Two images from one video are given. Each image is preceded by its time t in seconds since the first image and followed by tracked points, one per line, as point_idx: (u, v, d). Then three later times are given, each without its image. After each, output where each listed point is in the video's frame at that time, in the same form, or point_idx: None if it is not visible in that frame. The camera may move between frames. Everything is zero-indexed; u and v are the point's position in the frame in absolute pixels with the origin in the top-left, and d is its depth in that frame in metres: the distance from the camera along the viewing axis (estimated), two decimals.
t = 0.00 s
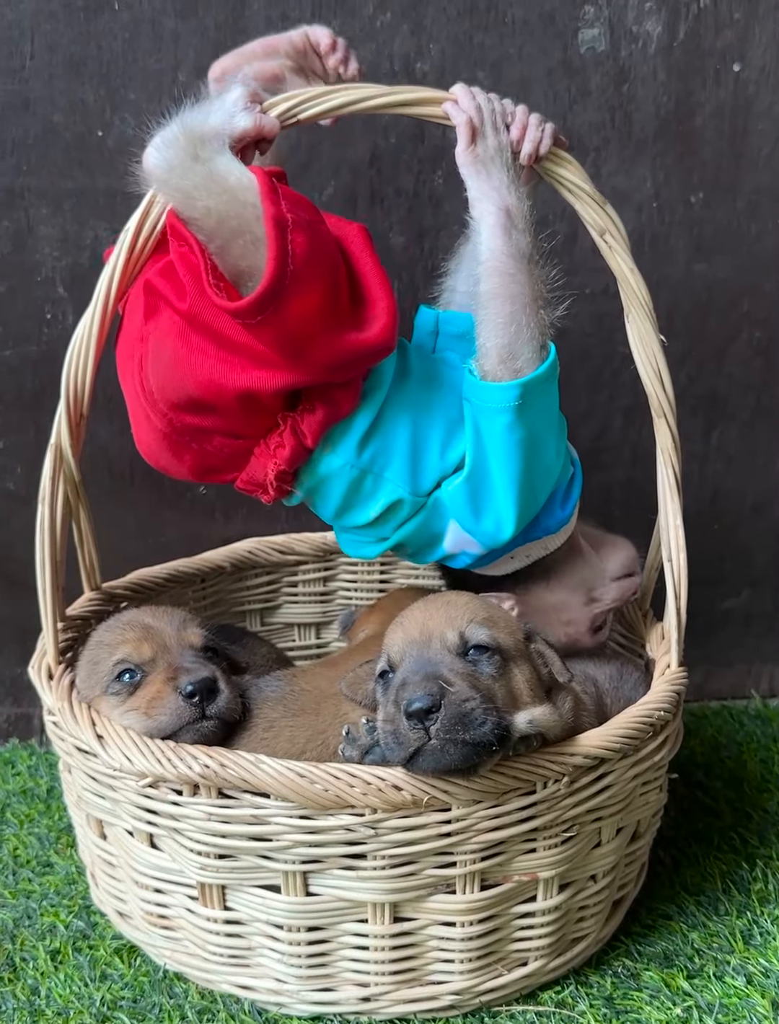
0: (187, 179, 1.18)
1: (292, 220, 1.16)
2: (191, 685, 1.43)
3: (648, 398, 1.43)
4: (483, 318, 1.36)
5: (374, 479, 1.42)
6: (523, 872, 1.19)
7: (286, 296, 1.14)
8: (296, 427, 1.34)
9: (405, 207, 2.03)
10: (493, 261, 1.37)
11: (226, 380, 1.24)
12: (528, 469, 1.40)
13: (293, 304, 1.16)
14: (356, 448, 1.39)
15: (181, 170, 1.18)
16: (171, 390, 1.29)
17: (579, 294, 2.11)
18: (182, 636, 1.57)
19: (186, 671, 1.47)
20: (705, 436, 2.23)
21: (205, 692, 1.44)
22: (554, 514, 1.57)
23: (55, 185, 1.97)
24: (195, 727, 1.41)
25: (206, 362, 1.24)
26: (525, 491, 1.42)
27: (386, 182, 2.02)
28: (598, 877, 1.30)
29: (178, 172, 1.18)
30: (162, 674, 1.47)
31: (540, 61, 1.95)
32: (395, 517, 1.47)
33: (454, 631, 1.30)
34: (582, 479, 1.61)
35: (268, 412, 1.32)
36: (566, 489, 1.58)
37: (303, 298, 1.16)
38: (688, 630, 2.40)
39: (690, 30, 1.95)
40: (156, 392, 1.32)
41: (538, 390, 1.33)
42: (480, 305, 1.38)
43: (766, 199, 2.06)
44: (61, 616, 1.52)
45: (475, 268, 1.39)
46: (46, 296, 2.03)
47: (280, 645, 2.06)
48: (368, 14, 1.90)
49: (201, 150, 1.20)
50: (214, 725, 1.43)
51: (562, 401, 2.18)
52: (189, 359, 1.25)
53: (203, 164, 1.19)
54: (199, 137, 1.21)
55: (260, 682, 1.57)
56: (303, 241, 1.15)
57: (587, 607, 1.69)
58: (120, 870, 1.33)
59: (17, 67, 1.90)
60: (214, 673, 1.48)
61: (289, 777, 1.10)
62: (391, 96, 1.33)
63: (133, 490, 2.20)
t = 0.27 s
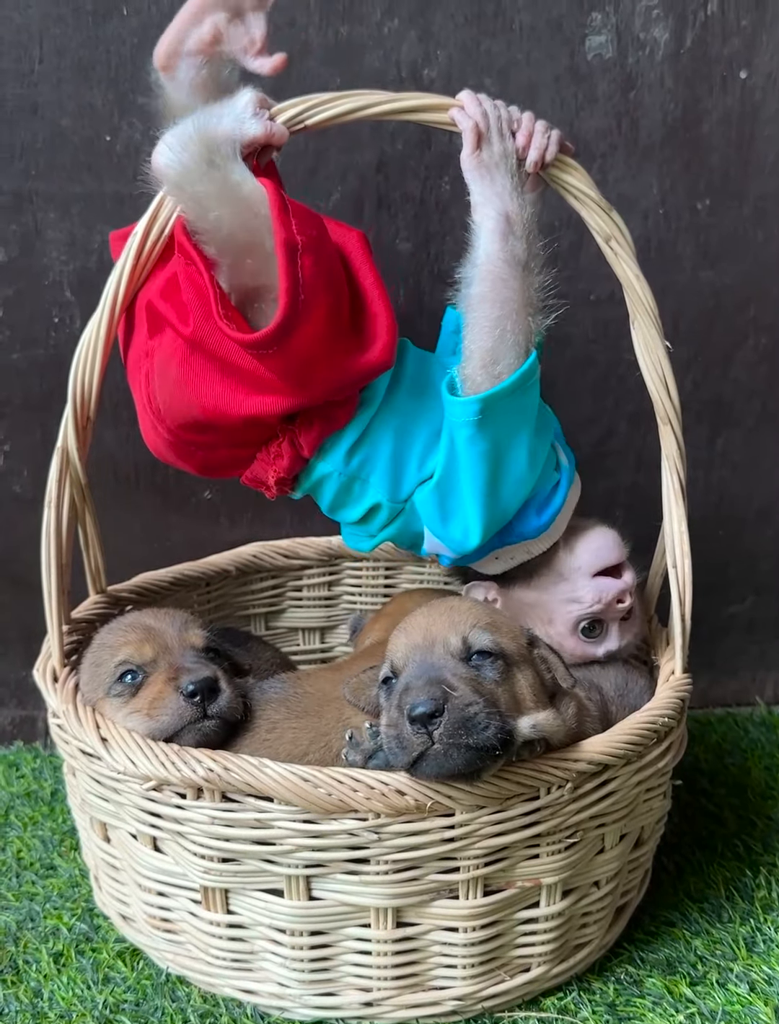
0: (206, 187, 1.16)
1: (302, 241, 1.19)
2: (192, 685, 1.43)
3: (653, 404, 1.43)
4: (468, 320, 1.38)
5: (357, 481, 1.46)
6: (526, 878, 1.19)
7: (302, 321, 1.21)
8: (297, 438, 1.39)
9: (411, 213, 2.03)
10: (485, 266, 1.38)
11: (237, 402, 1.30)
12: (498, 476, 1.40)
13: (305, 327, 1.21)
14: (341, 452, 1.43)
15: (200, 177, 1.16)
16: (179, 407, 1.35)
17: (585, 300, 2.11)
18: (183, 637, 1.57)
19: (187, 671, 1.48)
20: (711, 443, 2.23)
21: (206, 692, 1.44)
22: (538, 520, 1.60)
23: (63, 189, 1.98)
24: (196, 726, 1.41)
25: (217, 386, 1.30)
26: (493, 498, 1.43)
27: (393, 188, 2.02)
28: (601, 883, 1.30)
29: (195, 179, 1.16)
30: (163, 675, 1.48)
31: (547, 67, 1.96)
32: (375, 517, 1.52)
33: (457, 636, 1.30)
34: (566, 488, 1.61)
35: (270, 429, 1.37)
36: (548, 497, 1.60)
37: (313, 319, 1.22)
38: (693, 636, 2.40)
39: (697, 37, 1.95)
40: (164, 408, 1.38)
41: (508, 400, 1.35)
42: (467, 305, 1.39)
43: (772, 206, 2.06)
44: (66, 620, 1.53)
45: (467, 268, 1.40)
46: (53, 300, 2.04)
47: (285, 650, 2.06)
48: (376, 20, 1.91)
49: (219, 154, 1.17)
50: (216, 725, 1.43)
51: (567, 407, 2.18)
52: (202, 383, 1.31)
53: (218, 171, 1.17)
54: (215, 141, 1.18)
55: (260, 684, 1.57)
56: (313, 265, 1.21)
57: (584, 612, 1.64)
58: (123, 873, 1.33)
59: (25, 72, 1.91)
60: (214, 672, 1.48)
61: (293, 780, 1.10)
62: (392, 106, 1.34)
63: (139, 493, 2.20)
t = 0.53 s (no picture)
0: (194, 219, 1.27)
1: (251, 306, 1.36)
2: (199, 688, 1.44)
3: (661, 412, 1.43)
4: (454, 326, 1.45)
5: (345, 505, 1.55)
6: (531, 886, 1.19)
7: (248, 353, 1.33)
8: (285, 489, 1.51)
9: (420, 220, 2.04)
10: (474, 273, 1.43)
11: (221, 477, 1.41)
12: (476, 481, 1.44)
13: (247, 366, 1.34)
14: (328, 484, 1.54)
15: (193, 208, 1.26)
16: (180, 523, 1.45)
17: (594, 308, 2.11)
18: (191, 641, 1.58)
19: (193, 675, 1.48)
20: (719, 451, 2.23)
21: (212, 696, 1.44)
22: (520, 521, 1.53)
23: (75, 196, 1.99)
24: (202, 730, 1.42)
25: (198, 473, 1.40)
26: (472, 506, 1.45)
27: (402, 195, 2.03)
28: (607, 891, 1.30)
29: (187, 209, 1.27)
30: (169, 680, 1.48)
31: (557, 76, 1.96)
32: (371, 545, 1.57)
33: (463, 643, 1.31)
34: (554, 488, 1.51)
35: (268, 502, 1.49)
36: (530, 497, 1.52)
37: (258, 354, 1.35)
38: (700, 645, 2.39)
39: (707, 46, 1.96)
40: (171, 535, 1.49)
41: (477, 404, 1.41)
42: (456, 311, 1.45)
43: None
44: (74, 623, 1.53)
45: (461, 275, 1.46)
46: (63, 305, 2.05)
47: (291, 655, 2.07)
48: (387, 28, 1.92)
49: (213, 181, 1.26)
50: (222, 729, 1.43)
51: (575, 414, 2.18)
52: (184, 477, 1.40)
53: (223, 208, 1.28)
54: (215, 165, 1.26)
55: (266, 690, 1.58)
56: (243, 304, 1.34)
57: (592, 614, 1.54)
58: (129, 877, 1.33)
59: (38, 78, 1.92)
60: (220, 677, 1.48)
61: (300, 786, 1.11)
62: (404, 115, 1.34)
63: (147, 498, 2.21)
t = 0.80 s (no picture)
0: (206, 226, 1.27)
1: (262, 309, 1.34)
2: (213, 689, 1.45)
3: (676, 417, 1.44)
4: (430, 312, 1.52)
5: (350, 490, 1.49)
6: (543, 889, 1.19)
7: (277, 341, 1.32)
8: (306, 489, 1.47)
9: (435, 226, 2.04)
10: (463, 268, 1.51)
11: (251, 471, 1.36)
12: (475, 444, 1.41)
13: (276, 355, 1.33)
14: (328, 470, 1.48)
15: (203, 215, 1.27)
16: (194, 528, 1.39)
17: (608, 313, 2.11)
18: (204, 643, 1.58)
19: (207, 677, 1.49)
20: (732, 457, 2.23)
21: (226, 697, 1.45)
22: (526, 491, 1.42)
23: (91, 200, 2.01)
24: (216, 732, 1.43)
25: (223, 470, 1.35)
26: (473, 475, 1.39)
27: (417, 200, 2.04)
28: (618, 896, 1.29)
29: (199, 217, 1.28)
30: (183, 682, 1.48)
31: (572, 83, 1.97)
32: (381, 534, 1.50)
33: (474, 645, 1.31)
34: (554, 450, 1.43)
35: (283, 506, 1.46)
36: (532, 462, 1.42)
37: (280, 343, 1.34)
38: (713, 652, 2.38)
39: (721, 53, 1.96)
40: (183, 544, 1.43)
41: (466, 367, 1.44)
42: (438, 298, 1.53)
43: None
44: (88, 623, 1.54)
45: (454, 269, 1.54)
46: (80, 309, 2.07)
47: (304, 658, 2.07)
48: (402, 35, 1.93)
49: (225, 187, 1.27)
50: (235, 731, 1.44)
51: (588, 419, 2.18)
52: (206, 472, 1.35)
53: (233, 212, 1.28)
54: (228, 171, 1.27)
55: (280, 693, 1.58)
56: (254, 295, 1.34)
57: (632, 542, 1.37)
58: (141, 877, 1.34)
59: (56, 84, 1.94)
60: (234, 678, 1.49)
61: (311, 787, 1.11)
62: (421, 118, 1.35)
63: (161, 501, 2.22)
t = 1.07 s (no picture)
0: (209, 236, 1.39)
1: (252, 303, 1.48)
2: (211, 684, 1.47)
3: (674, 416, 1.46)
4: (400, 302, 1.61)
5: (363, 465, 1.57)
6: (537, 884, 1.20)
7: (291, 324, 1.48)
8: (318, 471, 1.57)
9: (438, 228, 2.06)
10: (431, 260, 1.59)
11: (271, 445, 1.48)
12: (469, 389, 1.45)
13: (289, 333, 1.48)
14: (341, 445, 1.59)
15: (206, 224, 1.38)
16: (222, 513, 1.50)
17: (610, 315, 2.12)
18: (204, 638, 1.60)
19: (206, 671, 1.51)
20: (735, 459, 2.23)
21: (224, 692, 1.47)
22: (531, 426, 1.47)
23: (97, 202, 2.03)
24: (215, 725, 1.45)
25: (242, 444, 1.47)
26: (476, 423, 1.43)
27: (420, 202, 2.05)
28: (613, 892, 1.30)
29: (202, 225, 1.39)
30: (182, 674, 1.51)
31: (574, 86, 1.98)
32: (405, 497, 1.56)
33: (470, 641, 1.32)
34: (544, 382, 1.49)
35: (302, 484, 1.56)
36: (529, 398, 1.48)
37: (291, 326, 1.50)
38: (715, 653, 2.39)
39: (723, 57, 1.97)
40: (204, 532, 1.53)
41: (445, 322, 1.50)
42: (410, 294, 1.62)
43: None
44: (91, 618, 1.56)
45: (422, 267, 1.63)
46: (85, 310, 2.09)
47: (306, 656, 2.09)
48: (405, 39, 1.95)
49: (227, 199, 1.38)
50: (233, 724, 1.46)
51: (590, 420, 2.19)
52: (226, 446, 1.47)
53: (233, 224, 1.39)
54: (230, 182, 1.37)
55: (280, 690, 1.60)
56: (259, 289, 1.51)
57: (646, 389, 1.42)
58: (140, 869, 1.35)
59: (62, 87, 1.96)
60: (232, 674, 1.51)
61: (307, 780, 1.12)
62: (420, 120, 1.36)
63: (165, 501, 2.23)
